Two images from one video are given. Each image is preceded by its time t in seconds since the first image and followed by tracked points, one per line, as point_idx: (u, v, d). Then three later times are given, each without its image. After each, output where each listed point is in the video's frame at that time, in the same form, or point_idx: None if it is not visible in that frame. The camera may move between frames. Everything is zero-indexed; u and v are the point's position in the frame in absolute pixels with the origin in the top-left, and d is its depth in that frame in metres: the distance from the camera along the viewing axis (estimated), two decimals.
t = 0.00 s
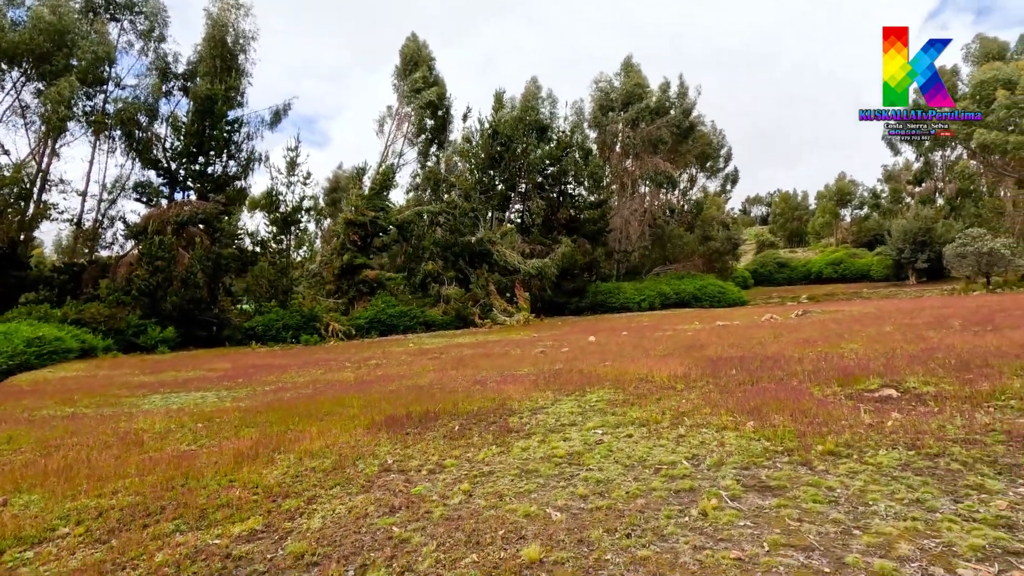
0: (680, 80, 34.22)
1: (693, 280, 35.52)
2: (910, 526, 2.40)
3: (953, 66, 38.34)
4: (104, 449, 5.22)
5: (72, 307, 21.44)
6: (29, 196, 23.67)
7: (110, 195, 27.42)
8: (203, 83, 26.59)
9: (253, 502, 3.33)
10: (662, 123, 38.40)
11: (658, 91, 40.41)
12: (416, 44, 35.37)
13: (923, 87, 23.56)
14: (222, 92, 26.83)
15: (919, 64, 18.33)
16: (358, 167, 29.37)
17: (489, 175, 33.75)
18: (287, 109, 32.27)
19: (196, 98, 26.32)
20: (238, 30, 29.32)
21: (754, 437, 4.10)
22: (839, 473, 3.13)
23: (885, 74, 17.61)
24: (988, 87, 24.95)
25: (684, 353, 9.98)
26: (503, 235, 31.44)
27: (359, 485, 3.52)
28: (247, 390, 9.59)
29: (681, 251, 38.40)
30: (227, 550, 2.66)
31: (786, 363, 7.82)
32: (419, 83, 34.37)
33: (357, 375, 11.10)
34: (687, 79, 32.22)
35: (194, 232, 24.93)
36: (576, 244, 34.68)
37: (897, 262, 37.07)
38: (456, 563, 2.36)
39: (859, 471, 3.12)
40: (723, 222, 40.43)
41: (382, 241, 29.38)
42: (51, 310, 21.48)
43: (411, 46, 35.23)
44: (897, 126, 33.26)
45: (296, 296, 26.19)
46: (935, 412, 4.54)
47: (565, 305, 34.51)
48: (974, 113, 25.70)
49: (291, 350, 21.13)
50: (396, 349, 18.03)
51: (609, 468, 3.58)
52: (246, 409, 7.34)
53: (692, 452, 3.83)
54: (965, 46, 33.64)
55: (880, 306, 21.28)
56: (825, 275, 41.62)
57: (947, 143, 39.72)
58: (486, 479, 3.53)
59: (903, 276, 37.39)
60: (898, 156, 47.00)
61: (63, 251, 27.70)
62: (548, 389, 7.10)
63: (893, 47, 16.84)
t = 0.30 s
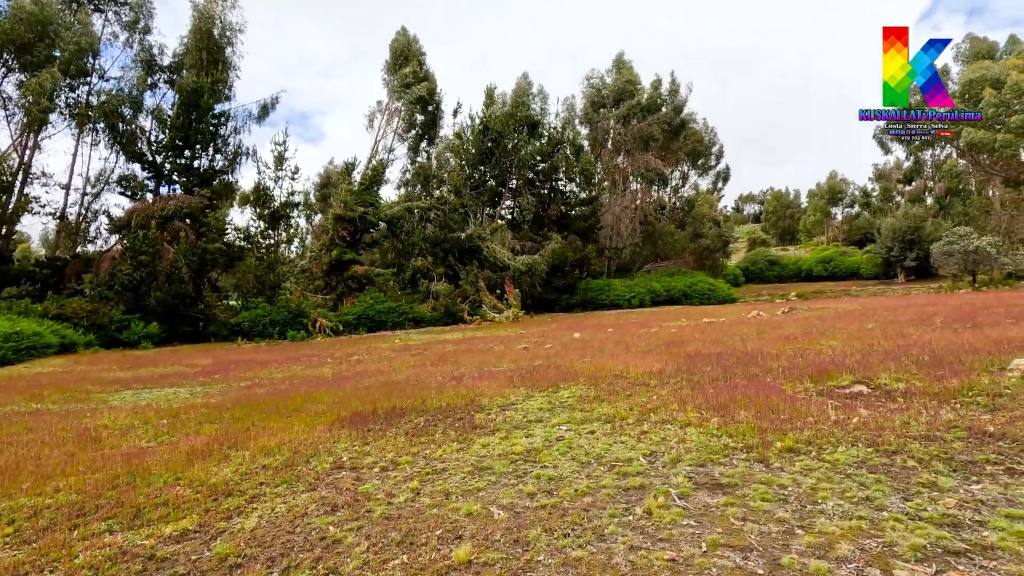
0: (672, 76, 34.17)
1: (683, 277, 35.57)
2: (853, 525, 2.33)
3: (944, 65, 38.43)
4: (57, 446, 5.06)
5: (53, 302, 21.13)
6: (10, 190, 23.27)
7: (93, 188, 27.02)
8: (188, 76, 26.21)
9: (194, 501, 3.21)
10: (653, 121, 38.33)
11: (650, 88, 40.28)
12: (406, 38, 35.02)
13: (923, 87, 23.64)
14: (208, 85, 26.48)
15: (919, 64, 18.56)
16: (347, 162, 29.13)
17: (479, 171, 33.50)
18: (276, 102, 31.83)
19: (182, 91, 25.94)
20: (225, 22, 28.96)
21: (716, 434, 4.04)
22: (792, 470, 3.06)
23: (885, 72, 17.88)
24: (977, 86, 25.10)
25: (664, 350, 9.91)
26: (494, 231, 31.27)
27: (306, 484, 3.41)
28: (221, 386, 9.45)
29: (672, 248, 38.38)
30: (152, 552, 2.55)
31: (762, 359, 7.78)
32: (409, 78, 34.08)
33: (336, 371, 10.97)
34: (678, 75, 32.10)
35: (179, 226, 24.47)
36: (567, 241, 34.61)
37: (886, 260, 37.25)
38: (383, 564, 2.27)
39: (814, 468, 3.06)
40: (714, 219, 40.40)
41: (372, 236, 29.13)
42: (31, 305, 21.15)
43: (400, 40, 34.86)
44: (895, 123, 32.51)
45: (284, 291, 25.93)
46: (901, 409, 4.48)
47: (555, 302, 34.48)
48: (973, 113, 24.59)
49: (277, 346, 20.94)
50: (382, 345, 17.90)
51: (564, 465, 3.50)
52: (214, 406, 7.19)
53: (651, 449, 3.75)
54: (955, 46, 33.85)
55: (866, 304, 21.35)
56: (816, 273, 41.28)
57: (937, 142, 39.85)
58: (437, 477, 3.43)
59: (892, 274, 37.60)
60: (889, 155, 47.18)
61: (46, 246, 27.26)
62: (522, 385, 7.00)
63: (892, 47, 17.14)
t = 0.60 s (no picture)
0: (664, 76, 34.23)
1: (674, 276, 35.67)
2: (804, 537, 2.30)
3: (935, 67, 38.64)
4: (22, 450, 4.96)
5: (37, 300, 20.89)
6: None
7: (80, 184, 26.70)
8: (177, 71, 25.91)
9: (148, 509, 3.15)
10: (646, 119, 38.39)
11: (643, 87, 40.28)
12: (398, 35, 34.79)
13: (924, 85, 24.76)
14: (197, 80, 26.18)
15: (918, 63, 19.69)
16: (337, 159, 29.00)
17: (471, 169, 33.37)
18: (265, 99, 31.72)
19: (170, 87, 25.61)
20: (214, 17, 28.71)
21: (685, 438, 4.03)
22: (752, 479, 3.04)
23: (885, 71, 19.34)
24: (966, 87, 25.29)
25: (647, 350, 9.89)
26: (485, 229, 31.16)
27: (264, 491, 3.35)
28: (201, 386, 9.33)
29: (664, 247, 38.42)
30: (92, 565, 2.49)
31: (742, 361, 7.78)
32: (401, 75, 33.89)
33: (319, 371, 10.88)
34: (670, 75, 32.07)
35: (167, 223, 24.11)
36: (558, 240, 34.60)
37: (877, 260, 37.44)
38: None
39: (775, 477, 3.03)
40: (706, 218, 40.48)
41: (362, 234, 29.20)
42: (15, 303, 20.90)
43: (392, 37, 34.61)
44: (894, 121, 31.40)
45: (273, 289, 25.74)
46: (871, 413, 4.47)
47: (547, 301, 34.50)
48: (973, 113, 23.88)
49: (265, 343, 20.80)
50: (370, 344, 17.80)
51: (527, 471, 3.46)
52: (189, 408, 7.10)
53: (617, 455, 3.72)
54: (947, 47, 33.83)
55: (853, 304, 21.45)
56: (807, 272, 41.41)
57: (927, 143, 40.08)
58: (398, 484, 3.39)
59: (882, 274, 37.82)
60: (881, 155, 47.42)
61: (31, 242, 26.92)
62: (500, 387, 6.97)
63: (893, 47, 18.42)
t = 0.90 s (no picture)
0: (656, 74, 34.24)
1: (665, 273, 35.75)
2: (741, 525, 2.30)
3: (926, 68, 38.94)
4: None
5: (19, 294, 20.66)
6: None
7: (65, 177, 26.37)
8: (164, 64, 25.55)
9: (95, 500, 3.10)
10: (638, 117, 38.40)
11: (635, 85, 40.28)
12: (389, 29, 34.53)
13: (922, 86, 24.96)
14: (184, 73, 25.82)
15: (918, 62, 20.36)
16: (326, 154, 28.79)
17: (462, 165, 33.24)
18: (254, 93, 31.46)
19: (157, 79, 25.26)
20: (202, 9, 28.39)
21: (647, 430, 4.02)
22: (704, 468, 3.03)
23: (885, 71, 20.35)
24: (955, 87, 25.45)
25: (627, 346, 9.89)
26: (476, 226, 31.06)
27: (216, 482, 3.31)
28: (178, 380, 9.25)
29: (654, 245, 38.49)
30: (28, 553, 2.45)
31: (719, 356, 7.79)
32: (392, 70, 33.68)
33: (300, 365, 10.80)
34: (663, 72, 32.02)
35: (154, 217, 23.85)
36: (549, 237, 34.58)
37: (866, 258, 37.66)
38: (256, 568, 2.18)
39: (727, 467, 3.03)
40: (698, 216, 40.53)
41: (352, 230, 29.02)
42: None
43: (383, 31, 34.34)
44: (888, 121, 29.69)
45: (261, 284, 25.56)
46: (836, 406, 4.48)
47: (537, 297, 34.50)
48: (974, 113, 23.66)
49: (251, 339, 20.65)
50: (356, 340, 17.71)
51: (484, 461, 3.45)
52: (162, 400, 7.02)
53: (576, 446, 3.71)
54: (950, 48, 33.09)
55: (839, 302, 21.58)
56: (797, 270, 41.60)
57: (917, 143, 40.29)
58: (352, 474, 3.36)
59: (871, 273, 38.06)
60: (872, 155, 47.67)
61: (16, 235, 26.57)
62: (475, 381, 6.93)
63: (892, 47, 18.98)
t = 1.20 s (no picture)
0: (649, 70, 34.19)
1: (656, 270, 35.80)
2: (677, 537, 2.28)
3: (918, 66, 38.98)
4: None
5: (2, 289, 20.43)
6: None
7: (50, 171, 26.04)
8: (151, 56, 25.14)
9: (38, 507, 3.06)
10: (630, 113, 38.33)
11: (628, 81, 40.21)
12: (381, 23, 34.25)
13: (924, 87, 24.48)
14: (172, 66, 25.40)
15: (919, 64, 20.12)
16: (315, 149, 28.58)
17: (454, 161, 33.06)
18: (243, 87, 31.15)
19: (144, 72, 24.81)
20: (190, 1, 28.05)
21: (609, 435, 4.00)
22: (653, 476, 3.02)
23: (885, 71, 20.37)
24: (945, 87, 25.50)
25: (607, 345, 9.89)
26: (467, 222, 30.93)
27: (165, 488, 3.27)
28: (156, 378, 9.15)
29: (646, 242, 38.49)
30: None
31: (695, 356, 7.79)
32: (383, 64, 33.39)
33: (282, 362, 10.73)
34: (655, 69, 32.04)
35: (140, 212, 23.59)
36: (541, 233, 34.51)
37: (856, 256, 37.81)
38: None
39: (677, 475, 3.01)
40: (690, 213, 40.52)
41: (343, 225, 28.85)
42: None
43: (375, 25, 34.04)
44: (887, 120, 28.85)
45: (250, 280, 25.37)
46: (800, 410, 4.48)
47: (528, 294, 34.47)
48: (975, 114, 23.96)
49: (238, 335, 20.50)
50: (342, 336, 17.63)
51: (438, 467, 3.43)
52: (133, 400, 6.93)
53: (533, 451, 3.69)
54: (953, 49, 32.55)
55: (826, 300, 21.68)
56: (788, 268, 41.74)
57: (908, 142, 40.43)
58: (304, 481, 3.32)
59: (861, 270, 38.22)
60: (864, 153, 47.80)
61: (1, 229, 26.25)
62: (449, 381, 6.89)
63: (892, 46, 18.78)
